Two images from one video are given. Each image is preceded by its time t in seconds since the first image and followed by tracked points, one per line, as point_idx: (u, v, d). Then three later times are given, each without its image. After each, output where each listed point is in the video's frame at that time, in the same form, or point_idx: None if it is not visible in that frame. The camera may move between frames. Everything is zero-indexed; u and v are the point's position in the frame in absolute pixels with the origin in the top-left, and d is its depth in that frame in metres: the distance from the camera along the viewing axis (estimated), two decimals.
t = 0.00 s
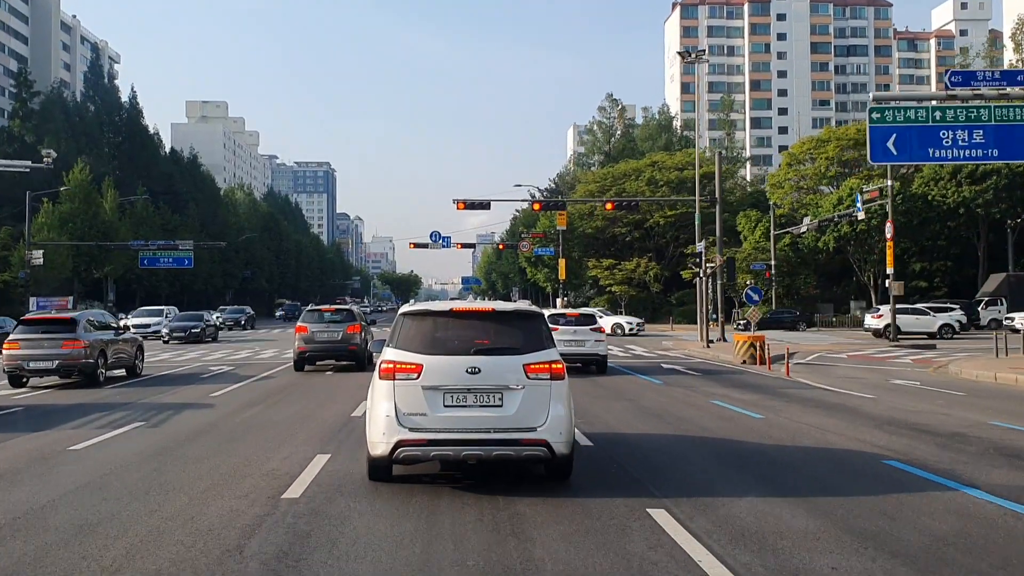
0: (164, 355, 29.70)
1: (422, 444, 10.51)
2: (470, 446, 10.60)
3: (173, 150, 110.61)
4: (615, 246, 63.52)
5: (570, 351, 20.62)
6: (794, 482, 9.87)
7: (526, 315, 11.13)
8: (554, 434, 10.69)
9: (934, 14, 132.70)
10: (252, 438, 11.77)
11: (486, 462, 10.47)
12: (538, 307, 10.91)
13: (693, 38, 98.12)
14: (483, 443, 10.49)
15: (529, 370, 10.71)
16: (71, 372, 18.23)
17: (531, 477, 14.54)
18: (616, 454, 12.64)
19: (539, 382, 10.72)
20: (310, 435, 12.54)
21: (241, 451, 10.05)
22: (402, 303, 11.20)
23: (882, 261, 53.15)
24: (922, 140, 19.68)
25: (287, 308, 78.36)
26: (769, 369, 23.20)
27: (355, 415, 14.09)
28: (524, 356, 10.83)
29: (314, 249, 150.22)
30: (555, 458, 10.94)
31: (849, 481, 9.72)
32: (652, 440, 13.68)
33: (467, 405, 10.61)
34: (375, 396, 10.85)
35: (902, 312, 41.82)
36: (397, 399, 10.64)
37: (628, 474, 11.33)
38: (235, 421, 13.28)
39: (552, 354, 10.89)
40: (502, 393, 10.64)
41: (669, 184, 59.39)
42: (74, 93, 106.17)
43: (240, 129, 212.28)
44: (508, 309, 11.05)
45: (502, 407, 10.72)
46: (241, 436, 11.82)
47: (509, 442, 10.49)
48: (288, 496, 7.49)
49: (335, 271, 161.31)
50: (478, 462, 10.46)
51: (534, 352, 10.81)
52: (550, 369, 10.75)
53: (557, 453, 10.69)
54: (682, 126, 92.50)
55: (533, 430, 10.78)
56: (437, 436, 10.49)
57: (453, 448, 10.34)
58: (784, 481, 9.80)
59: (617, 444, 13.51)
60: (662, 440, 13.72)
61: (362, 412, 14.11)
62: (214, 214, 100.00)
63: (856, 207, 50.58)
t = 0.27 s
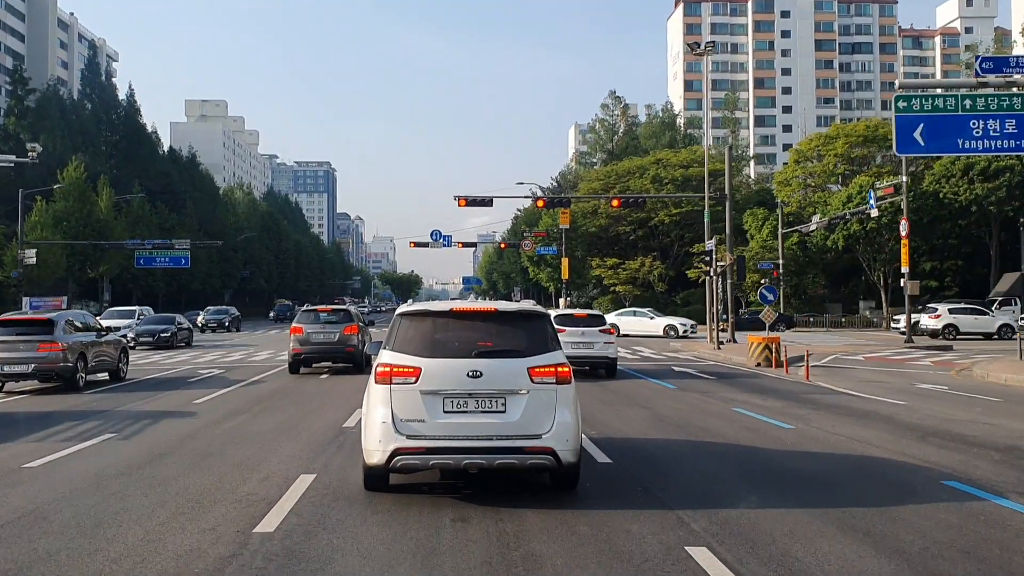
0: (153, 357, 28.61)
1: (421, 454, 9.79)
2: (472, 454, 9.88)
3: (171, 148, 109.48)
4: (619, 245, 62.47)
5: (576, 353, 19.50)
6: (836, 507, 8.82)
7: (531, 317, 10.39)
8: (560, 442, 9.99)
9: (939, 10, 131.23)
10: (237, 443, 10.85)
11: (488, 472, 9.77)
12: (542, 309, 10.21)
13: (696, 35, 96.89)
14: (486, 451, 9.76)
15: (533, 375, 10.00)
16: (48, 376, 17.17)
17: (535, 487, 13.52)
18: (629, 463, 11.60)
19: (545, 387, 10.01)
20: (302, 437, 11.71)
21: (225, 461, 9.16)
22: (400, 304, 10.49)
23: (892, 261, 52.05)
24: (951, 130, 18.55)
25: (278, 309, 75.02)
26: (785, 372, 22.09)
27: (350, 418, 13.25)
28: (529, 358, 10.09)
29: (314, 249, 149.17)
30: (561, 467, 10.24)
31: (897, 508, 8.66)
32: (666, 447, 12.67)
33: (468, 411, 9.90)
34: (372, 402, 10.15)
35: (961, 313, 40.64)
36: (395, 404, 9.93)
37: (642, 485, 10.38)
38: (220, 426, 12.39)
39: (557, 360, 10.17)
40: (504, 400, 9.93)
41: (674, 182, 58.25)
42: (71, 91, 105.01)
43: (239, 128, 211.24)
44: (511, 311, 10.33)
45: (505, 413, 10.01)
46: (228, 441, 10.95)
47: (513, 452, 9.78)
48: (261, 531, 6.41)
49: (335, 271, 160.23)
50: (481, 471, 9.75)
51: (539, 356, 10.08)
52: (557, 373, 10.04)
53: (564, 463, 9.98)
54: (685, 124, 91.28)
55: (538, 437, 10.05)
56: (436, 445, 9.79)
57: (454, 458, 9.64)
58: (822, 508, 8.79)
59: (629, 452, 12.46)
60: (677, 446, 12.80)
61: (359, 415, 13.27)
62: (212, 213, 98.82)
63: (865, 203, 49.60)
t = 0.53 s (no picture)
0: (143, 360, 27.63)
1: (417, 463, 9.09)
2: (473, 463, 9.16)
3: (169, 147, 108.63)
4: (622, 244, 61.44)
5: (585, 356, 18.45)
6: (884, 526, 7.83)
7: (534, 318, 9.69)
8: (566, 450, 9.29)
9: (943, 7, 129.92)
10: (218, 454, 10.03)
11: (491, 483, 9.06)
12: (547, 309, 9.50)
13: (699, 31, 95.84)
14: (488, 461, 9.05)
15: (538, 379, 9.31)
16: (23, 381, 16.16)
17: (540, 498, 12.59)
18: (642, 471, 10.65)
19: (550, 393, 9.32)
20: (292, 443, 10.92)
21: (198, 477, 8.38)
22: (399, 305, 9.82)
23: (901, 260, 51.07)
24: (980, 118, 17.53)
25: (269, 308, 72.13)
26: (803, 374, 21.04)
27: (346, 423, 12.47)
28: (533, 362, 9.39)
29: (314, 248, 148.27)
30: (567, 478, 9.52)
31: (954, 526, 7.65)
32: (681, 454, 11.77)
33: (469, 418, 9.20)
34: (366, 409, 9.44)
35: None
36: (390, 410, 9.23)
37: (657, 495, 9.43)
38: (206, 432, 11.60)
39: (563, 364, 9.47)
40: (507, 406, 9.24)
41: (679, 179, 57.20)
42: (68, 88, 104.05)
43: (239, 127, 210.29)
44: (514, 312, 9.64)
45: (508, 420, 9.30)
46: (210, 451, 10.16)
47: (516, 460, 9.07)
48: None
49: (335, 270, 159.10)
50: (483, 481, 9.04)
51: (543, 358, 9.38)
52: (563, 378, 9.35)
53: (570, 474, 9.27)
54: (688, 122, 90.13)
55: (542, 446, 9.36)
56: (434, 454, 9.09)
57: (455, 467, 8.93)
58: (865, 524, 7.79)
59: (641, 459, 11.53)
60: (691, 451, 11.97)
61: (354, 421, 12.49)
62: (211, 212, 97.80)
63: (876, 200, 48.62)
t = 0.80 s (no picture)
0: (132, 363, 26.62)
1: (415, 477, 8.37)
2: (473, 475, 8.44)
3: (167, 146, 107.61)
4: (625, 243, 60.54)
5: (593, 359, 17.44)
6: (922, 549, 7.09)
7: (539, 319, 8.99)
8: (574, 461, 8.59)
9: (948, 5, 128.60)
10: (198, 467, 9.22)
11: (491, 495, 8.39)
12: (554, 310, 8.79)
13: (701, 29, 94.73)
14: (489, 474, 8.36)
15: (543, 385, 8.62)
16: None
17: (545, 511, 11.72)
18: (657, 484, 9.79)
19: (557, 399, 8.62)
20: (282, 453, 10.14)
21: (170, 497, 7.58)
22: (394, 304, 9.05)
23: (911, 261, 50.13)
24: (1014, 107, 16.52)
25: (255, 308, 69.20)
26: (820, 378, 20.03)
27: (340, 431, 11.69)
28: (538, 366, 8.70)
29: (313, 249, 147.22)
30: (575, 491, 8.81)
31: (1022, 555, 6.78)
32: (698, 464, 10.94)
33: (470, 427, 8.50)
34: (360, 417, 8.72)
35: None
36: (386, 420, 8.51)
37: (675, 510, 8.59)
38: (190, 442, 10.79)
39: (570, 369, 8.79)
40: (511, 413, 8.53)
41: (684, 178, 56.23)
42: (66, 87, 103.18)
43: (239, 127, 209.63)
44: (518, 313, 8.93)
45: (512, 429, 8.53)
46: (190, 464, 9.36)
47: (520, 472, 8.36)
48: None
49: (335, 270, 158.11)
50: (484, 494, 8.36)
51: (550, 363, 8.68)
52: (571, 384, 8.65)
53: (578, 486, 8.58)
54: (691, 120, 89.05)
55: (548, 455, 8.65)
56: (433, 467, 8.38)
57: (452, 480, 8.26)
58: (920, 552, 6.89)
59: (654, 469, 10.68)
60: (706, 460, 11.19)
61: (348, 429, 11.72)
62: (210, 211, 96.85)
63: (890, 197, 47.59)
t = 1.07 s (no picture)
0: (122, 366, 25.70)
1: (413, 491, 7.65)
2: (475, 490, 7.67)
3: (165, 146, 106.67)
4: (629, 242, 59.54)
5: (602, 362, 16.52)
6: None
7: (547, 321, 8.27)
8: (585, 473, 7.86)
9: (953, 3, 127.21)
10: (175, 484, 8.40)
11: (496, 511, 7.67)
12: (562, 312, 8.07)
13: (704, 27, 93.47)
14: (493, 487, 7.63)
15: (552, 392, 7.89)
16: None
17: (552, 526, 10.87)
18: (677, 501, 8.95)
19: (566, 407, 7.90)
20: (269, 464, 9.36)
21: (138, 521, 6.78)
22: (393, 305, 8.34)
23: (920, 260, 49.18)
24: None
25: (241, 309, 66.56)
26: (840, 382, 19.12)
27: (334, 441, 10.93)
28: (546, 372, 7.97)
29: (313, 248, 146.29)
30: (586, 506, 8.05)
31: None
32: (718, 477, 10.13)
33: (473, 438, 7.77)
34: (353, 427, 8.00)
35: None
36: (381, 429, 7.79)
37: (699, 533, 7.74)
38: (171, 453, 9.99)
39: (580, 374, 8.06)
40: (517, 422, 7.81)
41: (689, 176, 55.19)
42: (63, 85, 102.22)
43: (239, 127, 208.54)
44: (524, 314, 8.22)
45: (519, 439, 7.82)
46: (168, 479, 8.56)
47: (527, 487, 7.63)
48: None
49: (335, 270, 157.19)
50: (487, 509, 7.66)
51: (558, 368, 7.96)
52: (581, 391, 7.92)
53: (589, 501, 7.85)
54: (694, 118, 87.85)
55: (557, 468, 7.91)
56: (432, 481, 7.65)
57: (452, 495, 7.55)
58: None
59: (670, 483, 9.86)
60: (725, 472, 10.41)
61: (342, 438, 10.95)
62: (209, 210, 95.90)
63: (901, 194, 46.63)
